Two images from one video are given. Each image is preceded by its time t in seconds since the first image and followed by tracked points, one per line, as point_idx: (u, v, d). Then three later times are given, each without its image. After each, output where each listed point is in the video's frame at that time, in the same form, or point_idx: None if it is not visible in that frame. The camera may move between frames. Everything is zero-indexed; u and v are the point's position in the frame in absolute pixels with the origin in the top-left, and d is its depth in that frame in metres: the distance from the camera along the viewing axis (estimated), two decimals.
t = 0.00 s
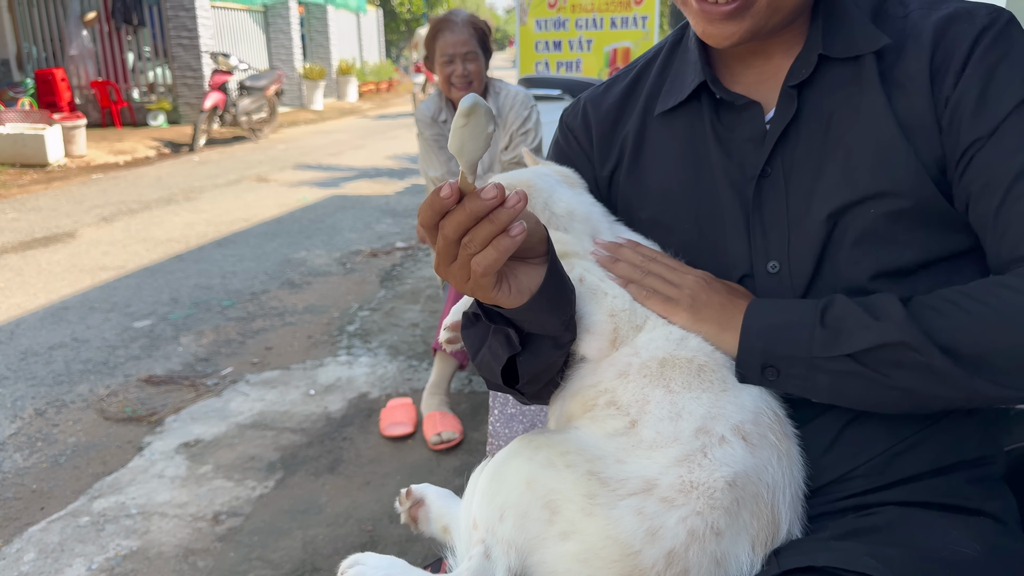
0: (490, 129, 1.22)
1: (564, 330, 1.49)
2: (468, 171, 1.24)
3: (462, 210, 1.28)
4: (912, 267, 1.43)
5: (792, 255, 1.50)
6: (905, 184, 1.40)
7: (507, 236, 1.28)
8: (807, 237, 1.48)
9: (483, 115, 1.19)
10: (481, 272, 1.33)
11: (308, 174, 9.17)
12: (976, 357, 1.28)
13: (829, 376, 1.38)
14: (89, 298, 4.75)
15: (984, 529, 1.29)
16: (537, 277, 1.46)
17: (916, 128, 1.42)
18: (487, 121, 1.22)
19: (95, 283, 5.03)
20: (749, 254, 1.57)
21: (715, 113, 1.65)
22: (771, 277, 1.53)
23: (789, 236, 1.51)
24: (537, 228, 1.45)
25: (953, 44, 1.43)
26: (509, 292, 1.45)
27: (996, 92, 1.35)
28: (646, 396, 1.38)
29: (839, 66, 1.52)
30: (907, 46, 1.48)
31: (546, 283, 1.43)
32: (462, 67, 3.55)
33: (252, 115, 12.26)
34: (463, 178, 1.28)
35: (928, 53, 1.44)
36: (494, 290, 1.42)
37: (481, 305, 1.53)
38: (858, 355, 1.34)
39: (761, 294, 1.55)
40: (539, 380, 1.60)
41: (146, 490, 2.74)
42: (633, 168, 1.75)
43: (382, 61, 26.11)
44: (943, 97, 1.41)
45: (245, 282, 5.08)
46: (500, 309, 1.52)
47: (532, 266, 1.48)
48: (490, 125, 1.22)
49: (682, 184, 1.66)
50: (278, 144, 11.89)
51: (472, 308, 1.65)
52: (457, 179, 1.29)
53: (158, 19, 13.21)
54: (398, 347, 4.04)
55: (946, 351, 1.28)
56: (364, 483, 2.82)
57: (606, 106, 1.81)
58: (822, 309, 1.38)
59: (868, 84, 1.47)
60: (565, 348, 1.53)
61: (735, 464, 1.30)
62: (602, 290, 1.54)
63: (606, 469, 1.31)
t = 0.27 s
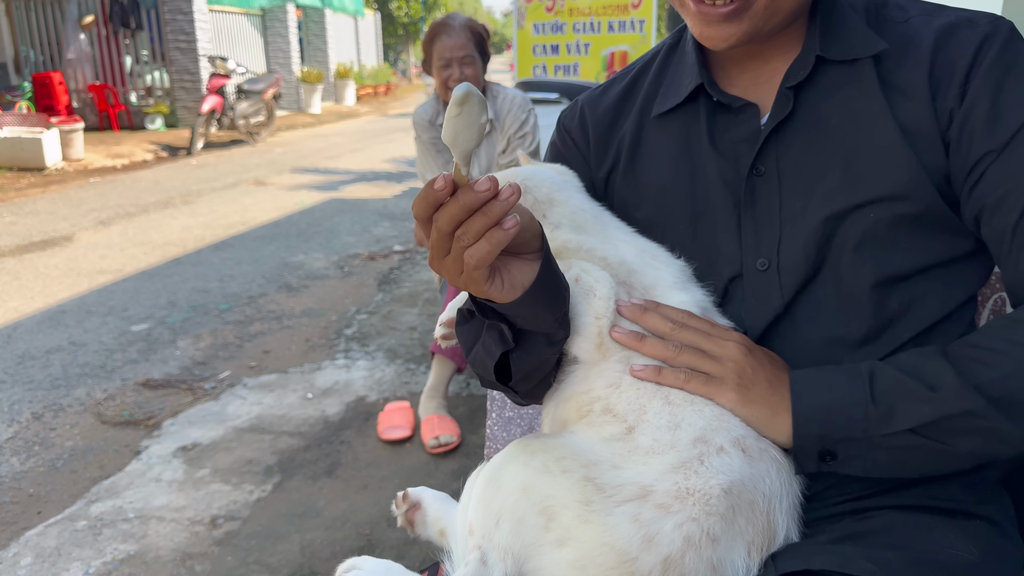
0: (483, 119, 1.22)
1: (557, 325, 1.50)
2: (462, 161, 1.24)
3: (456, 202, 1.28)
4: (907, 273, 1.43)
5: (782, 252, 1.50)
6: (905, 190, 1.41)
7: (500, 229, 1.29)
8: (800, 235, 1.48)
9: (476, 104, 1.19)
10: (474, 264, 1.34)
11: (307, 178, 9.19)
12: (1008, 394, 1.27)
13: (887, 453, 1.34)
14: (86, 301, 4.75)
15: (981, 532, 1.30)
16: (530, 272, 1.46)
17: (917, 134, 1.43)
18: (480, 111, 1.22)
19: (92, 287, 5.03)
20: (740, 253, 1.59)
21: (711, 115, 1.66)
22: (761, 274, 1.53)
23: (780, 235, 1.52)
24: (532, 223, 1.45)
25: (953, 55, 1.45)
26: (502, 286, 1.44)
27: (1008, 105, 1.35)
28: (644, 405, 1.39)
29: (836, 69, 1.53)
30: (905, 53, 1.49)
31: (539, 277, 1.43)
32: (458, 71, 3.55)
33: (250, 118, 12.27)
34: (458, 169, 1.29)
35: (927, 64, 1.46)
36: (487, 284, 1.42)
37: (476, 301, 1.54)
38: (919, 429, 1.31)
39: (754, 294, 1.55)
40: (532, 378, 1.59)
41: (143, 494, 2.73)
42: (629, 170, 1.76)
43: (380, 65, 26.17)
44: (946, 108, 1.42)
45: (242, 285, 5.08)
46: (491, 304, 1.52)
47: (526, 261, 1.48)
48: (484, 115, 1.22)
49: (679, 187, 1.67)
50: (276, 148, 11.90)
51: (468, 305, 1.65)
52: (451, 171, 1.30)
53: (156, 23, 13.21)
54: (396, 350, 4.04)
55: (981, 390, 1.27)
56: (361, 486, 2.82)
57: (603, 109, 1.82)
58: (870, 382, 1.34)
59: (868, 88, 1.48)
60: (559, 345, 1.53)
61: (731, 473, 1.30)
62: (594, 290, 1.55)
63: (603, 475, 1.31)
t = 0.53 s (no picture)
0: (491, 124, 1.23)
1: (563, 328, 1.50)
2: (470, 166, 1.24)
3: (463, 206, 1.29)
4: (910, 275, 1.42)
5: (782, 253, 1.50)
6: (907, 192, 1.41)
7: (508, 233, 1.29)
8: (803, 237, 1.48)
9: (485, 109, 1.21)
10: (481, 269, 1.33)
11: (306, 180, 9.19)
12: (1010, 383, 1.27)
13: (883, 425, 1.34)
14: (85, 303, 4.75)
15: (983, 535, 1.30)
16: (536, 275, 1.46)
17: (921, 137, 1.44)
18: (488, 116, 1.24)
19: (91, 289, 5.02)
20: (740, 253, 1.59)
21: (713, 118, 1.66)
22: (761, 274, 1.53)
23: (782, 235, 1.52)
24: (537, 227, 1.46)
25: (958, 59, 1.44)
26: (509, 289, 1.44)
27: (1014, 112, 1.35)
28: (643, 407, 1.39)
29: (839, 71, 1.53)
30: (908, 56, 1.50)
31: (546, 281, 1.43)
32: (455, 74, 3.54)
33: (249, 120, 12.27)
34: (464, 174, 1.29)
35: (931, 68, 1.46)
36: (493, 287, 1.42)
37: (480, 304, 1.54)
38: (924, 411, 1.30)
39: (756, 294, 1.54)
40: (537, 381, 1.60)
41: (143, 496, 2.73)
42: (631, 171, 1.76)
43: (378, 67, 26.19)
44: (952, 114, 1.42)
45: (241, 287, 5.08)
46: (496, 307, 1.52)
47: (532, 264, 1.49)
48: (491, 121, 1.24)
49: (680, 188, 1.67)
50: (275, 150, 11.90)
51: (472, 309, 1.66)
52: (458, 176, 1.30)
53: (155, 25, 13.17)
54: (395, 353, 4.04)
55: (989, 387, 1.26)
56: (361, 489, 2.81)
57: (604, 111, 1.82)
58: (885, 352, 1.29)
59: (870, 87, 1.48)
60: (564, 347, 1.52)
61: (732, 468, 1.31)
62: (604, 289, 1.53)
63: (605, 476, 1.31)
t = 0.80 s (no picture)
0: (491, 117, 1.23)
1: (560, 325, 1.49)
2: (469, 159, 1.24)
3: (462, 200, 1.29)
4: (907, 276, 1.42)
5: (780, 253, 1.50)
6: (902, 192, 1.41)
7: (506, 228, 1.29)
8: (799, 237, 1.48)
9: (484, 101, 1.20)
10: (480, 263, 1.34)
11: (306, 181, 9.19)
12: (1005, 424, 1.28)
13: (892, 488, 1.32)
14: (85, 304, 4.74)
15: (981, 538, 1.29)
16: (534, 272, 1.46)
17: (916, 138, 1.43)
18: (488, 109, 1.23)
19: (91, 289, 5.02)
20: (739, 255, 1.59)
21: (710, 117, 1.66)
22: (759, 275, 1.53)
23: (779, 236, 1.51)
24: (535, 222, 1.45)
25: (953, 59, 1.44)
26: (507, 285, 1.44)
27: (1008, 115, 1.35)
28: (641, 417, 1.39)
29: (835, 70, 1.53)
30: (906, 58, 1.49)
31: (544, 276, 1.43)
32: (454, 75, 3.54)
33: (249, 121, 12.28)
34: (463, 168, 1.29)
35: (928, 69, 1.45)
36: (491, 283, 1.42)
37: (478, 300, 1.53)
38: (925, 468, 1.29)
39: (754, 294, 1.54)
40: (534, 378, 1.59)
41: (142, 497, 2.72)
42: (629, 173, 1.75)
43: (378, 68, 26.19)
44: (945, 113, 1.42)
45: (241, 288, 5.07)
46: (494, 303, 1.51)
47: (530, 261, 1.48)
48: (491, 113, 1.23)
49: (678, 189, 1.67)
50: (275, 151, 11.91)
51: (470, 305, 1.65)
52: (457, 170, 1.30)
53: (155, 26, 13.06)
54: (395, 354, 4.03)
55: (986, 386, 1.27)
56: (361, 490, 2.81)
57: (603, 112, 1.81)
58: (876, 411, 1.31)
59: (867, 88, 1.48)
60: (561, 346, 1.52)
61: (736, 489, 1.30)
62: (603, 290, 1.51)
63: (602, 483, 1.32)
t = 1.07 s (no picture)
0: (500, 116, 1.22)
1: (565, 326, 1.48)
2: (478, 159, 1.24)
3: (469, 200, 1.28)
4: (909, 278, 1.42)
5: (782, 254, 1.50)
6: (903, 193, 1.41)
7: (513, 227, 1.29)
8: (801, 237, 1.48)
9: (494, 101, 1.20)
10: (486, 262, 1.33)
11: (306, 181, 9.19)
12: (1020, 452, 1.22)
13: (908, 532, 1.25)
14: (85, 303, 4.74)
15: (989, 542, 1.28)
16: (540, 271, 1.46)
17: (917, 139, 1.43)
18: (497, 108, 1.23)
19: (92, 289, 5.02)
20: (741, 256, 1.58)
21: (713, 117, 1.66)
22: (761, 275, 1.53)
23: (781, 236, 1.51)
24: (541, 222, 1.45)
25: (955, 60, 1.44)
26: (513, 285, 1.44)
27: (1009, 117, 1.35)
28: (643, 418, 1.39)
29: (838, 71, 1.53)
30: (908, 60, 1.49)
31: (550, 276, 1.43)
32: (455, 75, 3.54)
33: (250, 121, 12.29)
34: (471, 168, 1.29)
35: (930, 71, 1.45)
36: (497, 283, 1.41)
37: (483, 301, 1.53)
38: (947, 510, 1.22)
39: (756, 295, 1.54)
40: (539, 378, 1.59)
41: (143, 497, 2.72)
42: (632, 173, 1.75)
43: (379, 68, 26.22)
44: (946, 116, 1.42)
45: (242, 288, 5.08)
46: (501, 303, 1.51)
47: (535, 261, 1.47)
48: (500, 113, 1.23)
49: (680, 190, 1.67)
50: (275, 151, 11.91)
51: (474, 306, 1.64)
52: (464, 169, 1.30)
53: (158, 27, 12.86)
54: (396, 354, 4.03)
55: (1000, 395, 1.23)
56: (361, 490, 2.81)
57: (606, 112, 1.81)
58: (894, 459, 1.22)
59: (869, 89, 1.48)
60: (566, 345, 1.51)
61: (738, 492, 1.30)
62: (607, 288, 1.51)
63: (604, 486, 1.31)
